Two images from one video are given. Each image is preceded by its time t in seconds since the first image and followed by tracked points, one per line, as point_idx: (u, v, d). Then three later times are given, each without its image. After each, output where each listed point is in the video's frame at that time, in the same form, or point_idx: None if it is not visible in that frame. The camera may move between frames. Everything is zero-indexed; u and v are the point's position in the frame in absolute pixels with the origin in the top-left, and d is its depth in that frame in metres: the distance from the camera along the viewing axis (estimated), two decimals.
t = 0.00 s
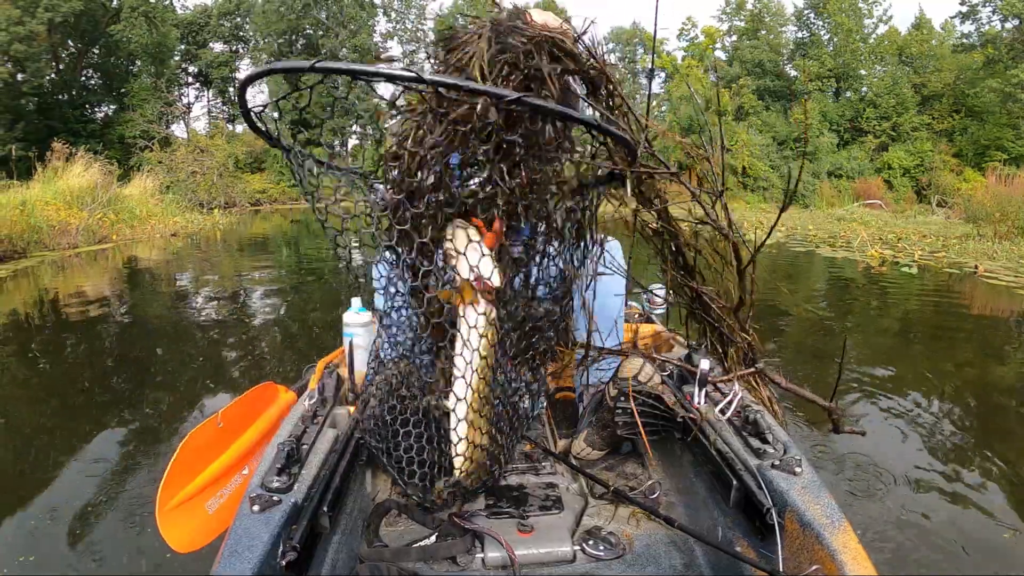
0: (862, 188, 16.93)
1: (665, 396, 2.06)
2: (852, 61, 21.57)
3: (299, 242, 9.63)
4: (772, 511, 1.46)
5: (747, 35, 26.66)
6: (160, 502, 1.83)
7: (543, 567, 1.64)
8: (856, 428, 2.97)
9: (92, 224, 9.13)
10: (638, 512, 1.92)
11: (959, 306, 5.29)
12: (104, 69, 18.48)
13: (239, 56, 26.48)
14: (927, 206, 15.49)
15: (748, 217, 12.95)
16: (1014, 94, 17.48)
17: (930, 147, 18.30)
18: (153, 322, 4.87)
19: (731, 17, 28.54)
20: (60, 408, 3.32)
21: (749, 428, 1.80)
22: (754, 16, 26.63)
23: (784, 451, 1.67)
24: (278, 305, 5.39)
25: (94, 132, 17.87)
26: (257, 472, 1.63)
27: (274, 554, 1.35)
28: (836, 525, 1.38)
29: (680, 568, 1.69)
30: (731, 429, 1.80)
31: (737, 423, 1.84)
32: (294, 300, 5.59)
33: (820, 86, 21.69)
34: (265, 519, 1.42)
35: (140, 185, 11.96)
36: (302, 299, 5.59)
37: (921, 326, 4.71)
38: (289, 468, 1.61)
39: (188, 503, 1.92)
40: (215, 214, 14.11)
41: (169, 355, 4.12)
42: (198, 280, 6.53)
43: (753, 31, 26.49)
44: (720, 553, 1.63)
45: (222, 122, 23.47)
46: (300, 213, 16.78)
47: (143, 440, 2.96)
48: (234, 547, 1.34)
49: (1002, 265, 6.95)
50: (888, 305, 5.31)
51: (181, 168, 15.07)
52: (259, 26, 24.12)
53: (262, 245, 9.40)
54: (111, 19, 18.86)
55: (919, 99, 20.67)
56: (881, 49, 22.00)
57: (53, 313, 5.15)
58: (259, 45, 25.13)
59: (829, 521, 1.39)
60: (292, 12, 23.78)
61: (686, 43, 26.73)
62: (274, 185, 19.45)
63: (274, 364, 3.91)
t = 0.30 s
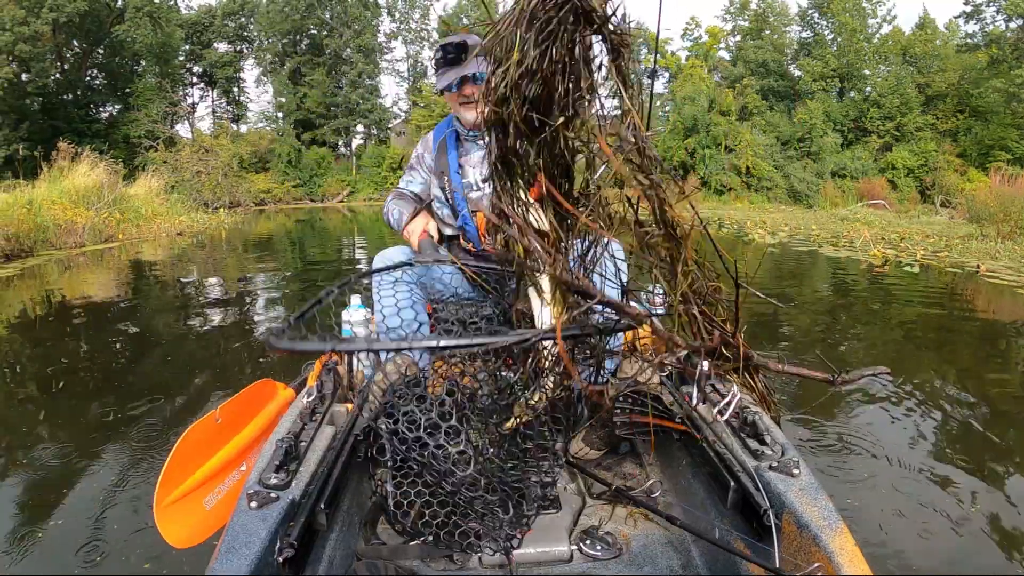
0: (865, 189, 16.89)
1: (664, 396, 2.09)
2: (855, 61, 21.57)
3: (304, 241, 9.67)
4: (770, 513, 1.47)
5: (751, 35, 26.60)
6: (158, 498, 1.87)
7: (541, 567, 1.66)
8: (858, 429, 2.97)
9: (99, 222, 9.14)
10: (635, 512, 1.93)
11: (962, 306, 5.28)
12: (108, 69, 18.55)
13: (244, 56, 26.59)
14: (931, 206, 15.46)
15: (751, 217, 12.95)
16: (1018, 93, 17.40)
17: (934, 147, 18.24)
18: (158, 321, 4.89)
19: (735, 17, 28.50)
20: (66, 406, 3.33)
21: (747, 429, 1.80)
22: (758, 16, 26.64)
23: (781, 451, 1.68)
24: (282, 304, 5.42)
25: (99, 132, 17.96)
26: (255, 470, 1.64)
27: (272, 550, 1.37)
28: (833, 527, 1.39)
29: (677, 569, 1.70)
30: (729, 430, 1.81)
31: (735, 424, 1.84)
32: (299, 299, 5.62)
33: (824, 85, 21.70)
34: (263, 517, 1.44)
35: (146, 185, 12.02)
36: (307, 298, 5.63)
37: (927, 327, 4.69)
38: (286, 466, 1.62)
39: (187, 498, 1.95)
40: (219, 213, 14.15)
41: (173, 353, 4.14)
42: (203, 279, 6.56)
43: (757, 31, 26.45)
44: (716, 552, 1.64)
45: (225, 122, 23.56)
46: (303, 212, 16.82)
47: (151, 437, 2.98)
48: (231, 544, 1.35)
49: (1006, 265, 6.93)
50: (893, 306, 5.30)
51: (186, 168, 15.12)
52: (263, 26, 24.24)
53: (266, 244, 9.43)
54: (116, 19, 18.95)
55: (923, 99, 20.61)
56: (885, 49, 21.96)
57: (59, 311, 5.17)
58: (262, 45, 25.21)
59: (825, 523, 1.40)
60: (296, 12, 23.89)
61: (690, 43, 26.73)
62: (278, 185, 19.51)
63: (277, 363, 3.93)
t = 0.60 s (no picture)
0: (869, 189, 16.84)
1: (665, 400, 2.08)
2: (859, 61, 21.56)
3: (308, 241, 9.72)
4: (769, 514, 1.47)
5: (755, 35, 26.54)
6: (157, 498, 1.87)
7: (539, 568, 1.67)
8: (859, 430, 2.98)
9: (105, 222, 9.19)
10: (635, 513, 1.93)
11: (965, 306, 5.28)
12: (112, 69, 18.57)
13: (247, 56, 26.66)
14: (934, 207, 15.42)
15: (754, 218, 12.95)
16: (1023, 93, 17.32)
17: (938, 148, 18.17)
18: (163, 321, 4.91)
19: (738, 18, 28.46)
20: (72, 405, 3.35)
21: (746, 431, 1.82)
22: (762, 16, 26.57)
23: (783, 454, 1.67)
24: (287, 304, 5.44)
25: (103, 132, 18.02)
26: (255, 470, 1.65)
27: (270, 550, 1.38)
28: (832, 528, 1.40)
29: (677, 570, 1.70)
30: (728, 431, 1.82)
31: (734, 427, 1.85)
32: (303, 298, 5.65)
33: (828, 86, 21.73)
34: (262, 518, 1.44)
35: (151, 184, 12.06)
36: (312, 298, 5.65)
37: (931, 326, 4.70)
38: (286, 467, 1.63)
39: (184, 500, 1.95)
40: (224, 213, 14.17)
41: (177, 353, 4.14)
42: (209, 278, 6.59)
43: (761, 31, 26.37)
44: (715, 553, 1.64)
45: (229, 121, 23.63)
46: (307, 212, 16.86)
47: (156, 436, 2.99)
48: (229, 545, 1.36)
49: (1008, 265, 6.94)
50: (897, 306, 5.31)
51: (190, 168, 15.14)
52: (268, 26, 24.33)
53: (271, 244, 9.46)
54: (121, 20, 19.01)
55: (927, 99, 20.56)
56: (889, 49, 21.90)
57: (65, 310, 5.19)
58: (266, 45, 25.28)
59: (825, 524, 1.40)
60: (300, 13, 23.95)
61: (694, 43, 26.70)
62: (282, 185, 19.55)
63: (282, 362, 3.94)
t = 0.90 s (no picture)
0: (872, 189, 16.80)
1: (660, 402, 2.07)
2: (863, 61, 21.55)
3: (311, 241, 9.76)
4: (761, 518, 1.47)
5: (759, 36, 26.49)
6: (149, 492, 1.89)
7: (530, 572, 1.68)
8: (858, 433, 2.98)
9: (110, 222, 9.24)
10: (627, 517, 1.95)
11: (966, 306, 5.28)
12: (116, 69, 18.65)
13: (251, 57, 26.74)
14: (938, 207, 15.38)
15: (757, 218, 12.93)
16: None
17: (942, 148, 18.12)
18: (165, 320, 4.93)
19: (742, 18, 28.41)
20: (71, 404, 3.36)
21: (740, 436, 1.82)
22: (766, 16, 26.51)
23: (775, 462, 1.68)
24: (288, 303, 5.47)
25: (107, 132, 18.09)
26: (248, 467, 1.66)
27: (261, 548, 1.38)
28: (825, 535, 1.39)
29: (668, 572, 1.70)
30: (722, 437, 1.81)
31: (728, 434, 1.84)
32: (304, 298, 5.67)
33: (831, 86, 21.72)
34: (254, 513, 1.45)
35: (155, 185, 12.11)
36: (314, 298, 5.68)
37: (932, 327, 4.70)
38: (279, 464, 1.64)
39: (177, 494, 1.97)
40: (228, 213, 14.21)
41: (177, 353, 4.15)
42: (212, 278, 6.62)
43: (765, 31, 26.31)
44: (705, 556, 1.64)
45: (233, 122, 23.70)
46: (311, 212, 16.91)
47: (157, 434, 3.01)
48: (220, 541, 1.37)
49: (1009, 265, 6.93)
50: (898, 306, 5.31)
51: (194, 168, 15.18)
52: (272, 26, 24.40)
53: (275, 244, 9.50)
54: (125, 20, 19.05)
55: (931, 99, 20.50)
56: (893, 49, 21.86)
57: (68, 309, 5.22)
58: (270, 46, 25.35)
59: (817, 531, 1.40)
60: (304, 13, 24.02)
61: (697, 43, 26.71)
62: (285, 186, 19.63)
63: (282, 362, 3.96)
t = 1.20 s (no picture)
0: (876, 189, 16.76)
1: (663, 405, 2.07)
2: (866, 61, 21.52)
3: (315, 241, 9.80)
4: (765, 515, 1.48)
5: (762, 35, 26.45)
6: (154, 495, 1.89)
7: (536, 568, 1.69)
8: (864, 433, 2.96)
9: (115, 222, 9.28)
10: (632, 514, 1.95)
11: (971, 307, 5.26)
12: (120, 69, 18.73)
13: (255, 57, 26.82)
14: (942, 207, 15.35)
15: (761, 218, 12.93)
16: None
17: (946, 148, 18.07)
18: (171, 320, 4.95)
19: (746, 17, 28.37)
20: (78, 403, 3.37)
21: (744, 433, 1.83)
22: (769, 16, 26.44)
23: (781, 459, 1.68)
24: (292, 303, 5.49)
25: (112, 132, 18.17)
26: (252, 469, 1.67)
27: (268, 548, 1.39)
28: (828, 530, 1.40)
29: (674, 570, 1.71)
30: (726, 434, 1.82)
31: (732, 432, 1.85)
32: (308, 298, 5.69)
33: (835, 86, 21.72)
34: (259, 516, 1.46)
35: (160, 184, 12.16)
36: (318, 298, 5.68)
37: (936, 327, 4.68)
38: (283, 466, 1.64)
39: (180, 498, 1.97)
40: (233, 213, 14.25)
41: (182, 353, 4.17)
42: (217, 278, 6.65)
43: (768, 31, 26.27)
44: (711, 554, 1.65)
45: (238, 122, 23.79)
46: (315, 212, 16.96)
47: (160, 434, 3.01)
48: (226, 544, 1.37)
49: (1013, 265, 6.91)
50: (903, 306, 5.28)
51: (199, 168, 15.24)
52: (276, 26, 24.48)
53: (279, 243, 9.52)
54: (129, 21, 19.12)
55: (935, 99, 20.43)
56: (896, 49, 21.82)
57: (74, 309, 5.25)
58: (274, 46, 25.42)
59: (822, 527, 1.41)
60: (308, 14, 24.07)
61: (701, 44, 26.71)
62: (290, 185, 19.70)
63: (287, 361, 3.98)
